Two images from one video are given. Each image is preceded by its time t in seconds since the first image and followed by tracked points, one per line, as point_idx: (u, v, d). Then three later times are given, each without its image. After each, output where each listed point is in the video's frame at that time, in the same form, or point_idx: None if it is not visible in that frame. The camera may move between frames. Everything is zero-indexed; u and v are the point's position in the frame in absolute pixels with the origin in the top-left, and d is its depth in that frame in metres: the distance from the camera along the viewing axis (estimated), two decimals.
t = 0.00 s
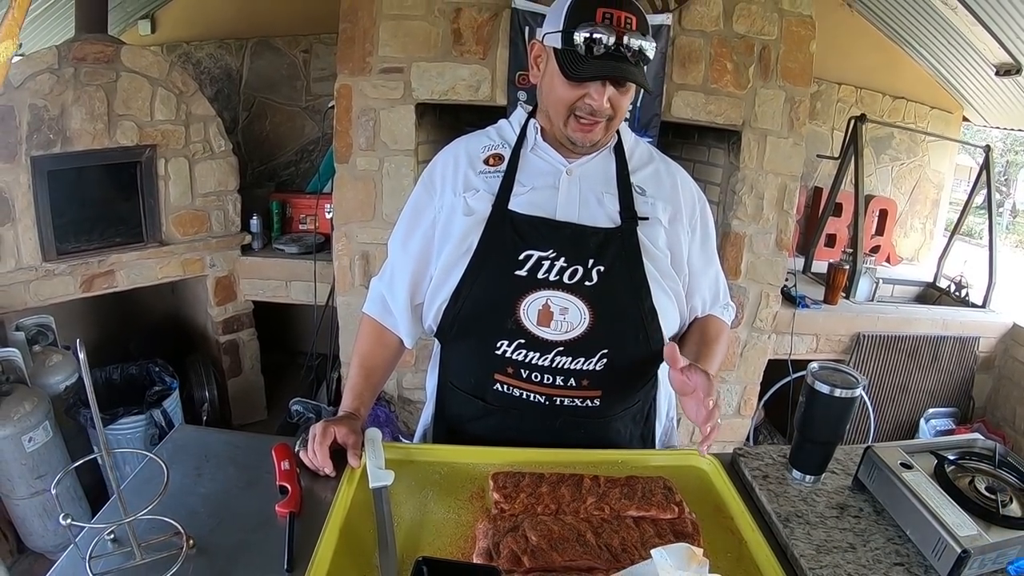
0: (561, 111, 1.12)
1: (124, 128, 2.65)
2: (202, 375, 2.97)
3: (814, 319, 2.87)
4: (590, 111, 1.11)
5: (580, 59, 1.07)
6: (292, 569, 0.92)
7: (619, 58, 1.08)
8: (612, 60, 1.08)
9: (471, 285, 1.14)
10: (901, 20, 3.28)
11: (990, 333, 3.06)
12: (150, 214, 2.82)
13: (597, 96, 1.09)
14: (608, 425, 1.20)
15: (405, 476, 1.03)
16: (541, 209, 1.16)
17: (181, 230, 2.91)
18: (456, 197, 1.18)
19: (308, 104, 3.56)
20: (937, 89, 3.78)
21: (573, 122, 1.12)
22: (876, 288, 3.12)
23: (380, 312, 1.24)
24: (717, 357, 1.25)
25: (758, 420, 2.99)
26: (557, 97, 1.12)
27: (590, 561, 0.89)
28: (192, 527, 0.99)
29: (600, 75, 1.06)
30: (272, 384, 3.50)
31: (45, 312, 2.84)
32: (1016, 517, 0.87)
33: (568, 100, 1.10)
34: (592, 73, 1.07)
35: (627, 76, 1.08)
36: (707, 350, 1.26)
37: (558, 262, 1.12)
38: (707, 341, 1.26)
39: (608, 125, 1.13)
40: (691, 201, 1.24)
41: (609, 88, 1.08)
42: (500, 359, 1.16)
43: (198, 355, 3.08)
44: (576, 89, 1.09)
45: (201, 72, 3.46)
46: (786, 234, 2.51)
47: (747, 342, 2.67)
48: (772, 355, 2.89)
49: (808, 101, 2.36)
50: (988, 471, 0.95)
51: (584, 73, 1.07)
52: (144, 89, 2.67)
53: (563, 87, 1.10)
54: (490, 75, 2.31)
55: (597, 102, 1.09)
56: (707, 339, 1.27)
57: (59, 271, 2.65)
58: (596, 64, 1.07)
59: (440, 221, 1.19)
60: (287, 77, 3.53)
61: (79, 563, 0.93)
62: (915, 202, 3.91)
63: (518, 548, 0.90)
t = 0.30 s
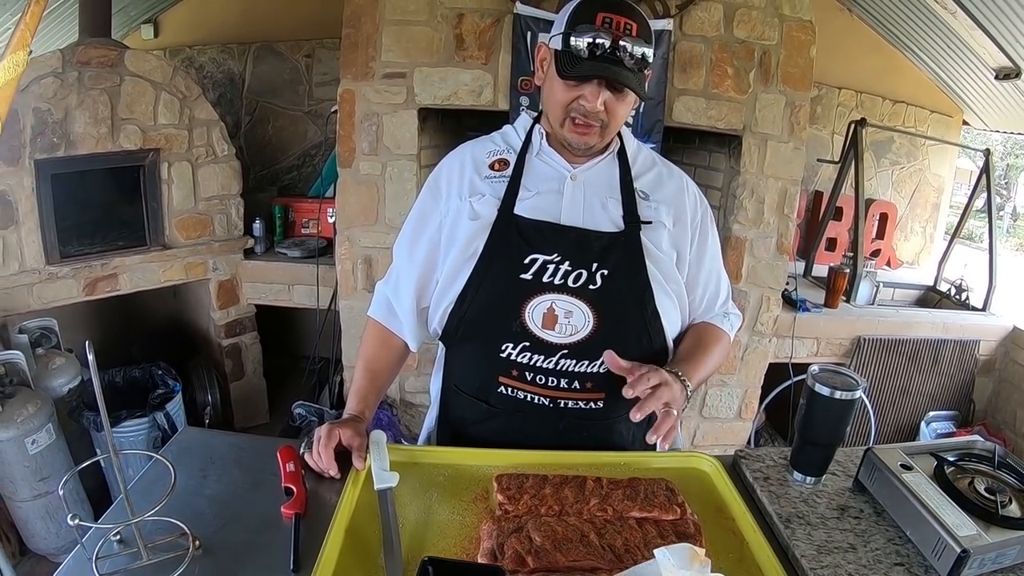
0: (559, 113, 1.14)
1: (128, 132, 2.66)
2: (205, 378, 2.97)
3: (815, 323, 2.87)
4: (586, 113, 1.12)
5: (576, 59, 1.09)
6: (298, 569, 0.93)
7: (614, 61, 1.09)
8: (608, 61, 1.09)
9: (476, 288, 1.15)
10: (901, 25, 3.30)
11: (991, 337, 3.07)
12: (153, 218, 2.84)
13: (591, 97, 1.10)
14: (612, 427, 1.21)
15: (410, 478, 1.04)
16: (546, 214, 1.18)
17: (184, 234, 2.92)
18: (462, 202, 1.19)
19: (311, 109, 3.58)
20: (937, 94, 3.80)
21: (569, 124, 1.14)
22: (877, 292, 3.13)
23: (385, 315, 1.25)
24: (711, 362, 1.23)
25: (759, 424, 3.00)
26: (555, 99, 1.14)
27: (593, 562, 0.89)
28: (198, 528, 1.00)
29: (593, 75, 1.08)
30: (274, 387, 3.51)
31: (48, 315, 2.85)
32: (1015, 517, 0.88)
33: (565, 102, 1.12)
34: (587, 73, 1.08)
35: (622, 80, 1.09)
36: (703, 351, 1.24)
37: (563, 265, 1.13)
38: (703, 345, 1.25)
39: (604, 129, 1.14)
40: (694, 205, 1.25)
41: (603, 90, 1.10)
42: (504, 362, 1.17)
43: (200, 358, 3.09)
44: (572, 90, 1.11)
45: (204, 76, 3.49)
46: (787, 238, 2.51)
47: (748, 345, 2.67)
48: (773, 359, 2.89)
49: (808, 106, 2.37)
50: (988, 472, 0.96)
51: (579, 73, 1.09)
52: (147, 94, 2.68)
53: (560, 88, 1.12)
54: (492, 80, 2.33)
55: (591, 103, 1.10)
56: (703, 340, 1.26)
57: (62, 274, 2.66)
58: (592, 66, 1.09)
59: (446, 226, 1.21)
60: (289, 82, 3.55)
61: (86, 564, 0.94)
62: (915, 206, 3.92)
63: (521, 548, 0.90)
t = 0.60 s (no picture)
0: (565, 113, 1.15)
1: (132, 135, 2.67)
2: (208, 382, 2.98)
3: (815, 327, 2.88)
4: (592, 110, 1.13)
5: (580, 56, 1.11)
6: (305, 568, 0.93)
7: (616, 55, 1.10)
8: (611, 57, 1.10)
9: (481, 290, 1.16)
10: (900, 29, 3.32)
11: (991, 340, 3.08)
12: (156, 221, 2.85)
13: (596, 93, 1.11)
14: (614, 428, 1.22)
15: (415, 479, 1.05)
16: (549, 217, 1.19)
17: (187, 237, 2.93)
18: (467, 205, 1.20)
19: (313, 114, 3.58)
20: (936, 98, 3.82)
21: (575, 122, 1.14)
22: (877, 296, 3.15)
23: (391, 317, 1.26)
24: (706, 374, 1.22)
25: (760, 427, 3.01)
26: (560, 99, 1.15)
27: (599, 561, 0.89)
28: (205, 529, 1.01)
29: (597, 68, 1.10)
30: (277, 391, 3.51)
31: (50, 318, 2.86)
32: (1016, 516, 0.89)
33: (571, 100, 1.13)
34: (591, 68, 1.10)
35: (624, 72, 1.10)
36: (703, 362, 1.23)
37: (565, 268, 1.14)
38: (703, 357, 1.24)
39: (609, 127, 1.14)
40: (696, 210, 1.26)
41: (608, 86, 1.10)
42: (508, 363, 1.18)
43: (203, 362, 3.10)
44: (578, 88, 1.12)
45: (206, 81, 3.54)
46: (787, 242, 2.53)
47: (749, 349, 2.68)
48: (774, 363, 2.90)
49: (808, 111, 2.38)
50: (988, 472, 0.97)
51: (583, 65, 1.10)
52: (151, 98, 2.69)
53: (565, 87, 1.13)
54: (495, 85, 2.35)
55: (596, 99, 1.11)
56: (700, 352, 1.24)
57: (65, 277, 2.66)
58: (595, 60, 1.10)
59: (451, 228, 1.22)
60: (292, 87, 3.56)
61: (93, 564, 0.94)
62: (915, 210, 3.94)
63: (528, 548, 0.91)
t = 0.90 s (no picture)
0: (558, 104, 1.17)
1: (133, 141, 2.67)
2: (208, 388, 2.98)
3: (816, 332, 2.89)
4: (584, 96, 1.15)
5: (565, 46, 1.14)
6: (312, 570, 0.93)
7: (599, 37, 1.14)
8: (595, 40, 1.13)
9: (484, 295, 1.17)
10: (899, 35, 3.34)
11: (990, 344, 3.09)
12: (157, 227, 2.85)
13: (585, 76, 1.14)
14: (618, 433, 1.21)
15: (421, 483, 1.05)
16: (552, 222, 1.20)
17: (188, 243, 2.93)
18: (470, 211, 1.21)
19: (314, 120, 3.60)
20: (934, 104, 3.84)
21: (569, 110, 1.16)
22: (877, 301, 3.15)
23: (395, 323, 1.27)
24: (720, 384, 1.23)
25: (761, 433, 3.01)
26: (553, 93, 1.18)
27: (606, 563, 0.89)
28: (210, 533, 1.00)
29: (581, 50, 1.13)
30: (277, 397, 3.51)
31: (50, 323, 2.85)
32: (1018, 516, 0.89)
33: (562, 90, 1.16)
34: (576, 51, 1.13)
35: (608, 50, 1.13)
36: (716, 373, 1.25)
37: (569, 273, 1.14)
38: (716, 369, 1.26)
39: (604, 111, 1.15)
40: (698, 215, 1.27)
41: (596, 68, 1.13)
42: (512, 369, 1.18)
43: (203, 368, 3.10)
44: (567, 76, 1.15)
45: (207, 87, 3.50)
46: (787, 247, 2.54)
47: (749, 354, 2.69)
48: (774, 368, 2.91)
49: (808, 117, 2.40)
50: (991, 472, 0.97)
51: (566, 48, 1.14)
52: (153, 103, 2.70)
53: (555, 79, 1.16)
54: (497, 92, 2.36)
55: (586, 82, 1.13)
56: (716, 360, 1.27)
57: (66, 282, 2.66)
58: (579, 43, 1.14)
59: (454, 235, 1.22)
60: (292, 93, 3.58)
61: (98, 567, 0.94)
62: (914, 215, 3.95)
63: (535, 551, 0.91)
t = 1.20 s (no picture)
0: (563, 113, 1.18)
1: (135, 149, 2.68)
2: (209, 397, 2.97)
3: (817, 337, 2.90)
4: (587, 105, 1.16)
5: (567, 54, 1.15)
6: None
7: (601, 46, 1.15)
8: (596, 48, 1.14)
9: (493, 303, 1.18)
10: (896, 42, 3.37)
11: (990, 348, 3.10)
12: (159, 235, 2.85)
13: (589, 86, 1.14)
14: (626, 439, 1.22)
15: (429, 488, 1.05)
16: (560, 230, 1.21)
17: (190, 252, 2.93)
18: (479, 220, 1.22)
19: (314, 129, 3.62)
20: (931, 110, 3.87)
21: (575, 119, 1.16)
22: (876, 306, 3.18)
23: (401, 330, 1.27)
24: (721, 381, 1.25)
25: (763, 439, 3.01)
26: (557, 103, 1.19)
27: (616, 566, 0.90)
28: (217, 538, 1.00)
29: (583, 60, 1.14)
30: (278, 406, 3.50)
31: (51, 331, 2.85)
32: (1023, 515, 0.90)
33: (567, 100, 1.17)
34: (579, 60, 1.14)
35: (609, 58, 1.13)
36: (720, 368, 1.27)
37: (578, 280, 1.15)
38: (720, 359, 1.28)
39: (608, 120, 1.16)
40: (704, 223, 1.29)
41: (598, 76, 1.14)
42: (521, 376, 1.19)
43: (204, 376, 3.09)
44: (571, 86, 1.16)
45: (208, 96, 3.53)
46: (787, 254, 2.55)
47: (750, 360, 2.70)
48: (776, 374, 2.91)
49: (807, 124, 2.42)
50: (995, 473, 0.98)
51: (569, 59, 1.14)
52: (155, 111, 2.71)
53: (559, 89, 1.17)
54: (498, 100, 2.38)
55: (589, 91, 1.14)
56: (717, 360, 1.28)
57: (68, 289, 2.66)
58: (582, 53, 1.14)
59: (462, 243, 1.23)
60: (293, 103, 3.59)
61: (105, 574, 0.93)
62: (912, 221, 3.98)
63: (545, 555, 0.91)
